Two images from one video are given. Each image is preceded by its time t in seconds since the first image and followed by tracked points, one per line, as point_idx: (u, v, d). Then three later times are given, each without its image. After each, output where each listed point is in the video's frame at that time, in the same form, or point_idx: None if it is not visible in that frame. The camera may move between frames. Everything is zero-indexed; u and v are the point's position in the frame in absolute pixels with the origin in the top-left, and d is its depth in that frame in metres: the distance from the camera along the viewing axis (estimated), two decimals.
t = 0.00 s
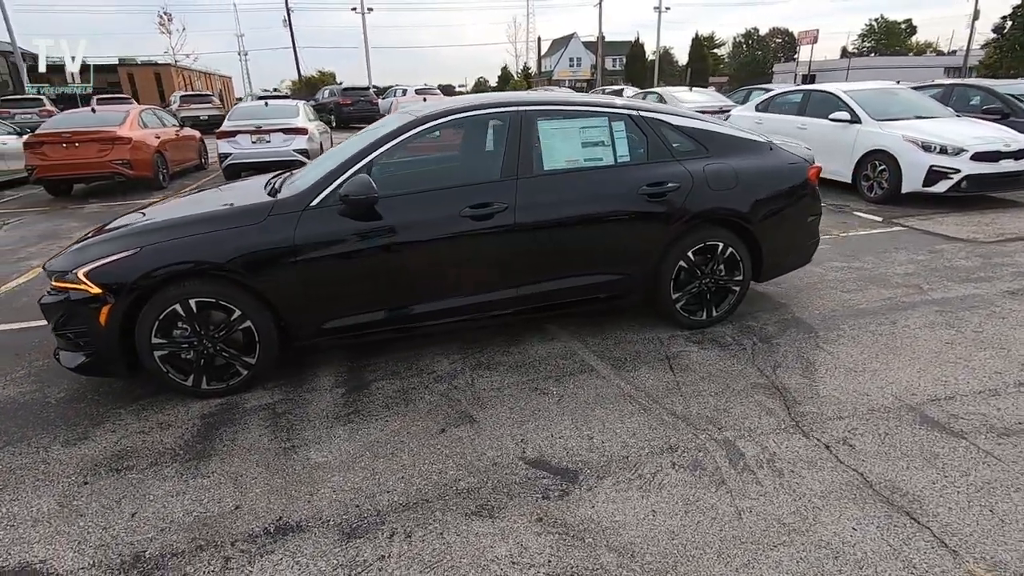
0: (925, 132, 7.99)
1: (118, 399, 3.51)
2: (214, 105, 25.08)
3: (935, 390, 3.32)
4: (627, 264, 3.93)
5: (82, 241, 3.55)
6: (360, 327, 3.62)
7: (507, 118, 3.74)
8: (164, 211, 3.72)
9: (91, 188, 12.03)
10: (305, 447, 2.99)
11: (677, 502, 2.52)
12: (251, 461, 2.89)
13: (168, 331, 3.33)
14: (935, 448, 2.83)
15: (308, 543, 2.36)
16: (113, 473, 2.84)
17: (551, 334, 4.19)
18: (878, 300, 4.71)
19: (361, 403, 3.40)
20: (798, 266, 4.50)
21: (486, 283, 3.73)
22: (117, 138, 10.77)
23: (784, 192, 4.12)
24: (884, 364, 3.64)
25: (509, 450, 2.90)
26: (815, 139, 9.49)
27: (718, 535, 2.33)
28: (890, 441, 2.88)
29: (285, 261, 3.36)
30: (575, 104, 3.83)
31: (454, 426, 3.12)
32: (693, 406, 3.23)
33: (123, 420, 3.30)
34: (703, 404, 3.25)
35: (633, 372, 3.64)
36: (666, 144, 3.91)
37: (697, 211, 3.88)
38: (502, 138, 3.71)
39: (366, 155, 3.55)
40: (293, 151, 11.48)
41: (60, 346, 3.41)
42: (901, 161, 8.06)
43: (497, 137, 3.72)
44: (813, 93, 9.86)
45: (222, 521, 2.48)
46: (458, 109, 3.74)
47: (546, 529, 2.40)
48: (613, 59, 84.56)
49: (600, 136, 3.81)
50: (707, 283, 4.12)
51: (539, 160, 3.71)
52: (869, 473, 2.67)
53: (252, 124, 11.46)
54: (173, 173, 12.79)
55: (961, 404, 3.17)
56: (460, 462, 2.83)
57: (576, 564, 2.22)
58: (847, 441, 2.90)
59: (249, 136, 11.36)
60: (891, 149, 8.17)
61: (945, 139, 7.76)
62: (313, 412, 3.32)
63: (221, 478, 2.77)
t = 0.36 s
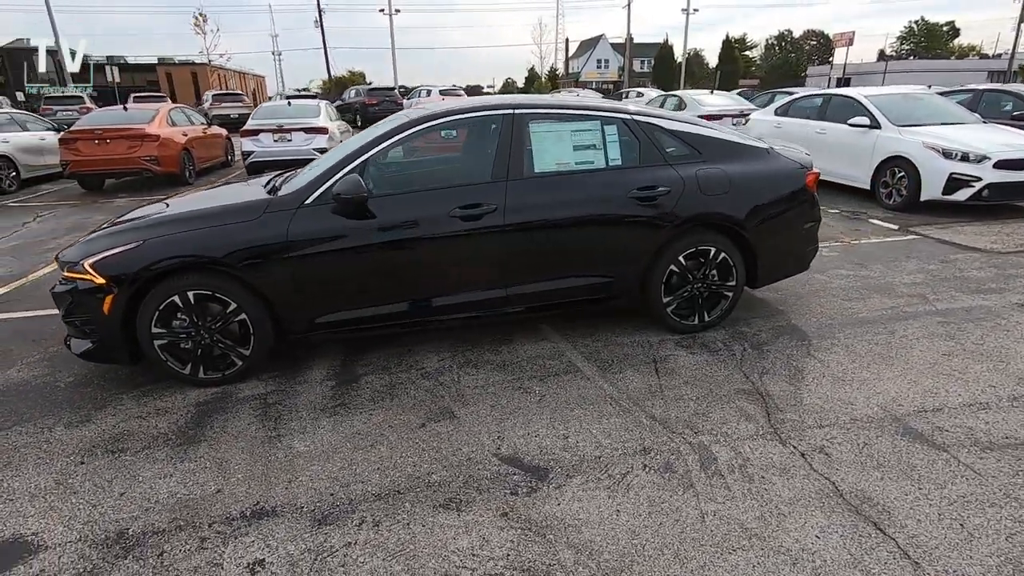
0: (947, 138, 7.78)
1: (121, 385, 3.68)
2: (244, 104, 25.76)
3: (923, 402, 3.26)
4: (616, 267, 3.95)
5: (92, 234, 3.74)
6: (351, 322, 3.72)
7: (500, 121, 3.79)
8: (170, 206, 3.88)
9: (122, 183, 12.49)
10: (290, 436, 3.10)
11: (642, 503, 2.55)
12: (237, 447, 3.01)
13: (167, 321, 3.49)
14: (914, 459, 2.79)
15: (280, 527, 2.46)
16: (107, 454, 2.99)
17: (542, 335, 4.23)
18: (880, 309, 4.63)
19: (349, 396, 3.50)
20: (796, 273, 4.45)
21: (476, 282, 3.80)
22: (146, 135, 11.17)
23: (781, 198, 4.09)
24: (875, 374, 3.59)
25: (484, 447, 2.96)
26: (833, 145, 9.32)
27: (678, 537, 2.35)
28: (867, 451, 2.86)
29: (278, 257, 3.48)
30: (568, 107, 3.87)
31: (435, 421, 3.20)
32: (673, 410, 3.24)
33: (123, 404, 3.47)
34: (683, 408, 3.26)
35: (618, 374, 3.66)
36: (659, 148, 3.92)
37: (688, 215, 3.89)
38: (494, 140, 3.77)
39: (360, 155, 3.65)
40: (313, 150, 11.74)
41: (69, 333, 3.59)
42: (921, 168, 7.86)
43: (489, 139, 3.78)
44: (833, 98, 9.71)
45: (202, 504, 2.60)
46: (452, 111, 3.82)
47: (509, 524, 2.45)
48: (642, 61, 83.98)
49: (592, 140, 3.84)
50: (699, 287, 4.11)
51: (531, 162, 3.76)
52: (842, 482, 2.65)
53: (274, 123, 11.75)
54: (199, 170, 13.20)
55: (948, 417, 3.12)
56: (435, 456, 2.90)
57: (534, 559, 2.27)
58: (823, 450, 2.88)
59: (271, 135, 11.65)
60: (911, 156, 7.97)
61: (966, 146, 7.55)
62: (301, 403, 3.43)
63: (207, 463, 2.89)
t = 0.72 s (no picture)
0: (964, 141, 7.56)
1: (113, 378, 3.77)
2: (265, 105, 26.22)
3: (912, 411, 3.17)
4: (603, 269, 3.91)
5: (88, 230, 3.83)
6: (335, 320, 3.75)
7: (487, 121, 3.79)
8: (164, 203, 3.97)
9: (141, 182, 12.80)
10: (268, 431, 3.14)
11: (608, 506, 2.52)
12: (216, 441, 3.05)
13: (155, 316, 3.55)
14: (895, 470, 2.71)
15: (246, 521, 2.48)
16: (90, 444, 3.06)
17: (530, 336, 4.21)
18: (880, 316, 4.51)
19: (330, 393, 3.52)
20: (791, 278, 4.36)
21: (459, 282, 3.80)
22: (164, 135, 11.44)
23: (773, 201, 4.01)
24: (866, 381, 3.49)
25: (457, 446, 2.95)
26: (847, 148, 9.13)
27: (641, 542, 2.32)
28: (847, 460, 2.78)
29: (263, 255, 3.52)
30: (556, 108, 3.85)
31: (411, 420, 3.20)
32: (652, 414, 3.20)
33: (112, 397, 3.54)
34: (663, 412, 3.22)
35: (601, 376, 3.63)
36: (647, 149, 3.88)
37: (675, 218, 3.85)
38: (480, 140, 3.77)
39: (346, 154, 3.68)
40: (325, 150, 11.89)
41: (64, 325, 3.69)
42: (936, 171, 7.65)
43: (475, 139, 3.78)
44: (848, 101, 9.52)
45: (174, 495, 2.64)
46: (439, 111, 3.83)
47: (472, 523, 2.44)
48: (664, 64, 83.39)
49: (579, 141, 3.81)
50: (689, 291, 4.05)
51: (516, 162, 3.76)
52: (816, 491, 2.58)
53: (288, 124, 11.93)
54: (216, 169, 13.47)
55: (937, 427, 3.02)
56: (407, 454, 2.90)
57: (492, 559, 2.25)
58: (801, 457, 2.82)
59: (285, 135, 11.84)
60: (926, 159, 7.76)
61: (984, 149, 7.32)
62: (283, 399, 3.47)
63: (184, 455, 2.94)
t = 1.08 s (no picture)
0: (981, 144, 7.29)
1: (97, 369, 3.84)
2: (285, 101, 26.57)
3: (892, 425, 3.06)
4: (582, 271, 3.86)
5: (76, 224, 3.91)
6: (313, 317, 3.77)
7: (467, 120, 3.76)
8: (150, 198, 4.02)
9: (158, 176, 13.07)
10: (236, 427, 3.16)
11: (561, 514, 2.47)
12: (184, 436, 3.08)
13: (136, 310, 3.61)
14: (864, 486, 2.62)
15: (200, 516, 2.50)
16: (64, 435, 3.12)
17: (510, 337, 4.18)
18: (874, 324, 4.37)
19: (304, 390, 3.54)
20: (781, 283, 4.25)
21: (436, 282, 3.79)
22: (179, 130, 11.65)
23: (760, 204, 3.91)
24: (848, 392, 3.38)
25: (419, 448, 2.94)
26: (861, 150, 8.88)
27: (588, 552, 2.27)
28: (815, 475, 2.70)
29: (240, 251, 3.55)
30: (537, 107, 3.81)
31: (378, 420, 3.20)
32: (621, 420, 3.14)
33: (93, 388, 3.61)
34: (632, 418, 3.15)
35: (576, 380, 3.57)
36: (630, 149, 3.82)
37: (657, 220, 3.78)
38: (459, 139, 3.74)
39: (324, 152, 3.69)
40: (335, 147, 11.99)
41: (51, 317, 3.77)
42: (951, 175, 7.40)
43: (454, 138, 3.76)
44: (864, 101, 9.26)
45: (135, 488, 2.68)
46: (420, 110, 3.81)
47: (421, 527, 2.42)
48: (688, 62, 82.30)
49: (560, 140, 3.76)
50: (671, 294, 3.97)
51: (495, 162, 3.72)
52: (778, 506, 2.51)
53: (300, 120, 12.05)
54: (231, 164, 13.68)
55: (915, 443, 2.91)
56: (368, 454, 2.90)
57: (434, 564, 2.23)
58: (768, 470, 2.74)
59: (296, 132, 11.96)
60: (941, 162, 7.51)
61: (1002, 152, 7.05)
62: (256, 395, 3.49)
63: (151, 448, 2.98)
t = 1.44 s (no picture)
0: (995, 142, 7.09)
1: (89, 361, 3.91)
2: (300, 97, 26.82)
3: (874, 430, 2.99)
4: (567, 269, 3.83)
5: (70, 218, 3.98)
6: (298, 312, 3.80)
7: (452, 117, 3.76)
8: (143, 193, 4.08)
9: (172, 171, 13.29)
10: (216, 420, 3.20)
11: (526, 514, 2.46)
12: (165, 428, 3.13)
13: (125, 303, 3.67)
14: (837, 492, 2.57)
15: (171, 507, 2.54)
16: (50, 425, 3.19)
17: (497, 335, 4.17)
18: (869, 327, 4.28)
19: (286, 385, 3.57)
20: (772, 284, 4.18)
21: (420, 279, 3.79)
22: (191, 126, 11.83)
23: (751, 203, 3.85)
24: (832, 396, 3.31)
25: (393, 444, 2.95)
26: (873, 148, 8.69)
27: (548, 552, 2.26)
28: (788, 479, 2.65)
29: (225, 246, 3.59)
30: (523, 104, 3.78)
31: (356, 415, 3.21)
32: (597, 420, 3.11)
33: (83, 379, 3.68)
34: (609, 419, 3.13)
35: (558, 379, 3.56)
36: (617, 147, 3.78)
37: (643, 219, 3.73)
38: (444, 136, 3.73)
39: (309, 148, 3.70)
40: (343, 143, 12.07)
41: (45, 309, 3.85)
42: (963, 174, 7.21)
43: (439, 135, 3.75)
44: (877, 99, 9.06)
45: (111, 478, 2.73)
46: (406, 106, 3.81)
47: (385, 523, 2.43)
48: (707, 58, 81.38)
49: (545, 138, 3.74)
50: (658, 294, 3.93)
51: (480, 159, 3.71)
52: (747, 510, 2.47)
53: (309, 117, 12.15)
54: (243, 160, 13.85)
55: (897, 449, 2.84)
56: (342, 449, 2.91)
57: (393, 560, 2.24)
58: (741, 474, 2.70)
59: (305, 128, 12.07)
60: (954, 161, 7.32)
61: (1017, 151, 6.85)
62: (240, 389, 3.53)
63: (132, 440, 3.03)
